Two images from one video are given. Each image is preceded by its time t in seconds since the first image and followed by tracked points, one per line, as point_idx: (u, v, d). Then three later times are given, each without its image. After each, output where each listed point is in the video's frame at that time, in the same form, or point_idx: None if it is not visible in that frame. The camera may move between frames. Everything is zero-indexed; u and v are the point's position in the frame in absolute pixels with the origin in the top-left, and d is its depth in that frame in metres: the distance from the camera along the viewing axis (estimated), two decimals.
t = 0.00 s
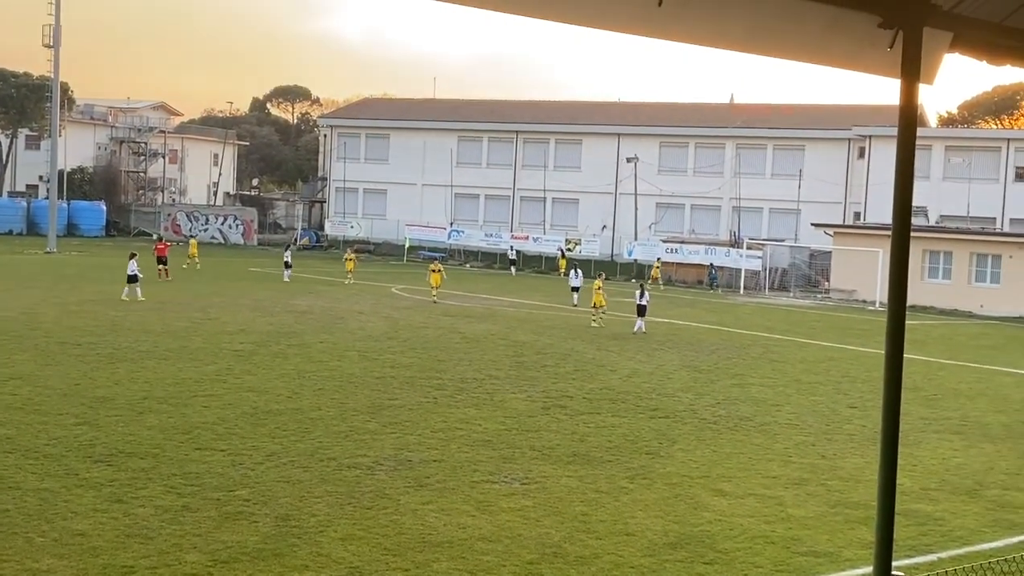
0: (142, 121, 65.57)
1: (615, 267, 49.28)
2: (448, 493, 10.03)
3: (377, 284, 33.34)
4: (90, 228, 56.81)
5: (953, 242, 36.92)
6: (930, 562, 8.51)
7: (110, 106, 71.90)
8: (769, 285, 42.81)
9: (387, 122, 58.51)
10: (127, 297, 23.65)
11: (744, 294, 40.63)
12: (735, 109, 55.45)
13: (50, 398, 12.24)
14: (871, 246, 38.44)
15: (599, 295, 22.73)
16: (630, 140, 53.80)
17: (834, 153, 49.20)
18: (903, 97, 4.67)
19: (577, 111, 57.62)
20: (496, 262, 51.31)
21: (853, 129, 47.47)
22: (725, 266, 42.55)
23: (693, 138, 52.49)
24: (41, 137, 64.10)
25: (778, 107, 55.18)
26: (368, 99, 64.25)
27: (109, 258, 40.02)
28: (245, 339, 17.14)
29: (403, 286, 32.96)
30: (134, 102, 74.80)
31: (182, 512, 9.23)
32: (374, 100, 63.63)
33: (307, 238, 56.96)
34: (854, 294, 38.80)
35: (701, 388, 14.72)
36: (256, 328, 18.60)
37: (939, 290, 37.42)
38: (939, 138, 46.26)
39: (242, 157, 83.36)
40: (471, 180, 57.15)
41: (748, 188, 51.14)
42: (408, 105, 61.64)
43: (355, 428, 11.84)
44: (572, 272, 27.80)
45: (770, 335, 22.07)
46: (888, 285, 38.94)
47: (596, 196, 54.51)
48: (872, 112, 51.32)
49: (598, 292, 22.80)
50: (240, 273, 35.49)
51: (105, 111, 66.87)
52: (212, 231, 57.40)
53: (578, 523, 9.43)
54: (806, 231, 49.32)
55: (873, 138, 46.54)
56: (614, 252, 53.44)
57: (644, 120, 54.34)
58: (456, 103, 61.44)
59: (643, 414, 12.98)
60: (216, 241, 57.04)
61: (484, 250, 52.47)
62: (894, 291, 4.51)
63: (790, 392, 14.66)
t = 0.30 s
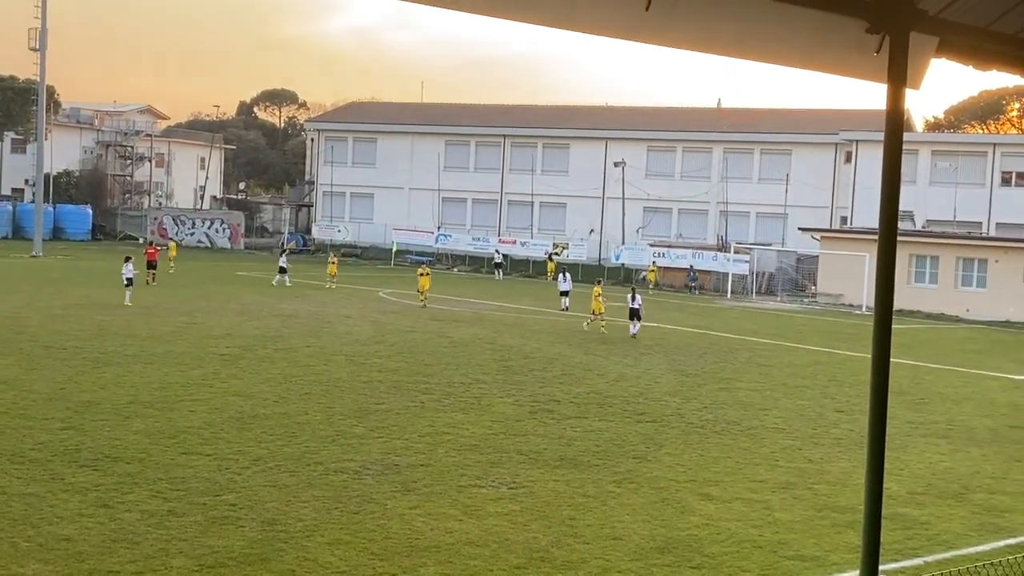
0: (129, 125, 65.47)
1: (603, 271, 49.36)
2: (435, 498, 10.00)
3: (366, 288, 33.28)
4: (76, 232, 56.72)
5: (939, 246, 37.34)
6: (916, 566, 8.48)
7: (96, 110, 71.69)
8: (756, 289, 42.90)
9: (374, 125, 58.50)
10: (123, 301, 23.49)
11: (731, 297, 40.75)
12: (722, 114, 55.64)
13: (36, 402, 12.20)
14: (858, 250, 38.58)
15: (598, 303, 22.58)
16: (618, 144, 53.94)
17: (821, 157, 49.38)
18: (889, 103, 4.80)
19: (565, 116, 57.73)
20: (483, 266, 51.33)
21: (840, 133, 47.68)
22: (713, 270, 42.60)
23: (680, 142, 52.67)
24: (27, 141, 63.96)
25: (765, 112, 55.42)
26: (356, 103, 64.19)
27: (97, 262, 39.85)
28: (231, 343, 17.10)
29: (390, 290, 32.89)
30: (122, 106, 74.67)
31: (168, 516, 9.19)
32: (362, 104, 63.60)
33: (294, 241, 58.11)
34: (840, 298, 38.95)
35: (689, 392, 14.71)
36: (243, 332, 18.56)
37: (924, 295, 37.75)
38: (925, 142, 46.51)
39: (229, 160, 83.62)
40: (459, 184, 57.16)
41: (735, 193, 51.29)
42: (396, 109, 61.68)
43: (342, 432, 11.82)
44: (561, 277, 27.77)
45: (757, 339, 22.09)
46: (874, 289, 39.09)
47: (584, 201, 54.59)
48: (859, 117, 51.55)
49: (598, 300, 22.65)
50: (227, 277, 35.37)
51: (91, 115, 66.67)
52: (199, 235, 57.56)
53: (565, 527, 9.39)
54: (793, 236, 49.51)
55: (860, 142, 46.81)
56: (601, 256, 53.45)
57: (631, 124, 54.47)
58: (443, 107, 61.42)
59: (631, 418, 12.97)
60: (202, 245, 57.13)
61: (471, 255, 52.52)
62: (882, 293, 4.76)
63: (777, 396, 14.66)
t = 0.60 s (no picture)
0: (117, 127, 65.39)
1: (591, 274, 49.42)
2: (424, 501, 9.96)
3: (356, 292, 33.25)
4: (64, 235, 56.63)
5: (927, 250, 37.51)
6: (905, 569, 8.48)
7: (84, 113, 71.52)
8: (744, 292, 43.03)
9: (362, 129, 58.52)
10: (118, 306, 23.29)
11: (720, 301, 40.83)
12: (711, 118, 55.80)
13: (23, 406, 12.17)
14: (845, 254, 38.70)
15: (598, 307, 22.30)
16: (606, 148, 54.06)
17: (809, 161, 49.56)
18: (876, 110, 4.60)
19: (554, 119, 57.86)
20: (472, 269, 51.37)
21: (828, 137, 47.87)
22: (702, 273, 42.78)
23: (669, 146, 52.87)
24: (15, 144, 63.78)
25: (753, 116, 55.64)
26: (346, 106, 64.23)
27: (87, 265, 39.75)
28: (220, 346, 17.08)
29: (380, 294, 32.87)
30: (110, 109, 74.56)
31: (157, 520, 9.13)
32: (351, 108, 63.62)
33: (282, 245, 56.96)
34: (829, 301, 39.09)
35: (677, 395, 14.74)
36: (232, 335, 18.55)
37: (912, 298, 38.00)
38: (913, 146, 46.73)
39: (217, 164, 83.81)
40: (448, 188, 57.23)
41: (723, 197, 51.43)
42: (385, 113, 61.72)
43: (331, 436, 11.82)
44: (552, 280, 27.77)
45: (746, 343, 22.14)
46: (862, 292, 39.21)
47: (572, 204, 54.68)
48: (846, 121, 51.78)
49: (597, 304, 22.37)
50: (217, 280, 35.31)
51: (79, 118, 66.58)
52: (187, 239, 57.50)
53: (554, 530, 9.35)
54: (781, 239, 49.66)
55: (848, 146, 47.07)
56: (590, 259, 53.56)
57: (620, 127, 54.64)
58: (432, 111, 61.48)
59: (620, 422, 12.99)
60: (191, 249, 57.11)
61: (460, 258, 52.57)
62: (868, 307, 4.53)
63: (765, 399, 14.69)
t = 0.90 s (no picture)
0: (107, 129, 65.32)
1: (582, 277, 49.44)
2: (415, 504, 9.93)
3: (347, 294, 33.21)
4: (54, 237, 56.48)
5: (917, 253, 37.63)
6: (896, 570, 8.46)
7: (75, 115, 71.40)
8: (735, 295, 43.11)
9: (352, 131, 58.47)
10: (114, 310, 23.03)
11: (711, 303, 40.91)
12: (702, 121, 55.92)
13: (12, 409, 12.13)
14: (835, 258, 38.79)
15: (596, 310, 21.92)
16: (597, 150, 54.15)
17: (799, 163, 49.72)
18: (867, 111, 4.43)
19: (545, 122, 57.92)
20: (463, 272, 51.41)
21: (819, 140, 48.04)
22: (693, 276, 42.96)
23: (660, 149, 53.00)
24: (4, 146, 63.57)
25: (742, 119, 55.85)
26: (336, 109, 64.23)
27: (77, 268, 39.61)
28: (211, 349, 17.06)
29: (370, 297, 32.84)
30: (100, 111, 74.47)
31: (147, 523, 9.07)
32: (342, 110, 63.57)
33: (273, 248, 56.97)
34: (819, 304, 39.19)
35: (668, 398, 14.76)
36: (222, 338, 18.51)
37: (903, 301, 38.05)
38: (903, 149, 46.94)
39: (208, 166, 83.79)
40: (438, 191, 57.27)
41: (714, 199, 51.53)
42: (375, 115, 61.75)
43: (321, 438, 11.82)
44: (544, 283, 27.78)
45: (737, 345, 22.15)
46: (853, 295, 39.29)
47: (563, 207, 54.73)
48: (836, 124, 51.98)
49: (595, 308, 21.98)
50: (207, 283, 35.24)
51: (69, 120, 66.52)
52: (177, 241, 57.59)
53: (545, 533, 9.30)
54: (772, 242, 49.78)
55: (838, 149, 47.25)
56: (581, 262, 53.62)
57: (611, 130, 54.77)
58: (423, 113, 61.50)
59: (610, 425, 13.00)
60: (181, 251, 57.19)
61: (451, 261, 52.61)
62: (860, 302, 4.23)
63: (756, 402, 14.70)
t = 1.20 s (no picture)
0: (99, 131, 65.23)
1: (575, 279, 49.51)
2: (407, 506, 9.92)
3: (340, 297, 33.19)
4: (46, 240, 56.37)
5: (909, 255, 37.73)
6: (887, 572, 8.47)
7: (66, 117, 71.24)
8: (727, 297, 43.22)
9: (345, 133, 58.44)
10: (110, 313, 22.71)
11: (702, 306, 41.00)
12: (695, 123, 56.00)
13: (4, 411, 12.12)
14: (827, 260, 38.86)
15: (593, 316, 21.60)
16: (590, 152, 54.20)
17: (792, 166, 49.81)
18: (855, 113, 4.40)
19: (538, 124, 57.93)
20: (455, 275, 51.54)
21: (810, 143, 48.14)
22: (685, 278, 43.09)
23: (652, 152, 53.07)
24: None
25: (734, 121, 56.00)
26: (329, 111, 64.19)
27: (69, 270, 39.51)
28: (203, 351, 17.05)
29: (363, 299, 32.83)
30: (92, 113, 74.35)
31: (138, 526, 9.04)
32: (335, 112, 63.52)
33: (265, 250, 56.72)
34: (811, 306, 39.31)
35: (660, 400, 14.77)
36: (215, 340, 18.49)
37: (895, 303, 38.15)
38: (895, 152, 47.04)
39: (200, 168, 83.69)
40: (431, 193, 57.25)
41: (706, 202, 51.61)
42: (368, 117, 61.72)
43: (313, 440, 11.81)
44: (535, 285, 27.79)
45: (729, 347, 22.18)
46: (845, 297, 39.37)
47: (556, 209, 54.76)
48: (828, 126, 52.10)
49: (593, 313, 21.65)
50: (200, 285, 35.21)
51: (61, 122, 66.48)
52: (169, 244, 57.88)
53: (537, 535, 9.29)
54: (764, 244, 49.86)
55: (830, 151, 47.35)
56: (573, 265, 53.62)
57: (604, 133, 54.83)
58: (416, 115, 61.48)
59: (603, 427, 13.01)
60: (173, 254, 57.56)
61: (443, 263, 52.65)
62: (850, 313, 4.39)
63: (748, 404, 14.72)
